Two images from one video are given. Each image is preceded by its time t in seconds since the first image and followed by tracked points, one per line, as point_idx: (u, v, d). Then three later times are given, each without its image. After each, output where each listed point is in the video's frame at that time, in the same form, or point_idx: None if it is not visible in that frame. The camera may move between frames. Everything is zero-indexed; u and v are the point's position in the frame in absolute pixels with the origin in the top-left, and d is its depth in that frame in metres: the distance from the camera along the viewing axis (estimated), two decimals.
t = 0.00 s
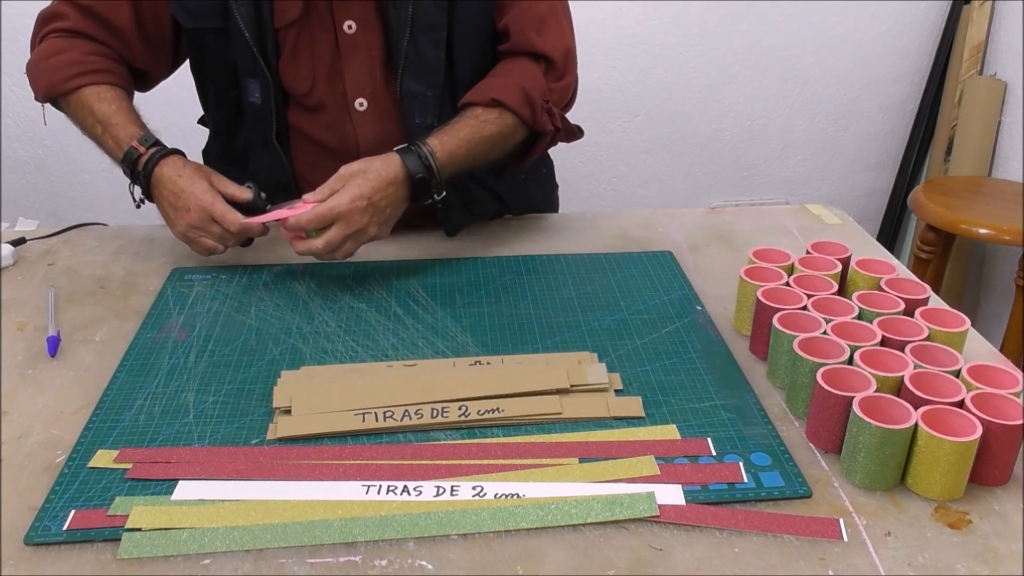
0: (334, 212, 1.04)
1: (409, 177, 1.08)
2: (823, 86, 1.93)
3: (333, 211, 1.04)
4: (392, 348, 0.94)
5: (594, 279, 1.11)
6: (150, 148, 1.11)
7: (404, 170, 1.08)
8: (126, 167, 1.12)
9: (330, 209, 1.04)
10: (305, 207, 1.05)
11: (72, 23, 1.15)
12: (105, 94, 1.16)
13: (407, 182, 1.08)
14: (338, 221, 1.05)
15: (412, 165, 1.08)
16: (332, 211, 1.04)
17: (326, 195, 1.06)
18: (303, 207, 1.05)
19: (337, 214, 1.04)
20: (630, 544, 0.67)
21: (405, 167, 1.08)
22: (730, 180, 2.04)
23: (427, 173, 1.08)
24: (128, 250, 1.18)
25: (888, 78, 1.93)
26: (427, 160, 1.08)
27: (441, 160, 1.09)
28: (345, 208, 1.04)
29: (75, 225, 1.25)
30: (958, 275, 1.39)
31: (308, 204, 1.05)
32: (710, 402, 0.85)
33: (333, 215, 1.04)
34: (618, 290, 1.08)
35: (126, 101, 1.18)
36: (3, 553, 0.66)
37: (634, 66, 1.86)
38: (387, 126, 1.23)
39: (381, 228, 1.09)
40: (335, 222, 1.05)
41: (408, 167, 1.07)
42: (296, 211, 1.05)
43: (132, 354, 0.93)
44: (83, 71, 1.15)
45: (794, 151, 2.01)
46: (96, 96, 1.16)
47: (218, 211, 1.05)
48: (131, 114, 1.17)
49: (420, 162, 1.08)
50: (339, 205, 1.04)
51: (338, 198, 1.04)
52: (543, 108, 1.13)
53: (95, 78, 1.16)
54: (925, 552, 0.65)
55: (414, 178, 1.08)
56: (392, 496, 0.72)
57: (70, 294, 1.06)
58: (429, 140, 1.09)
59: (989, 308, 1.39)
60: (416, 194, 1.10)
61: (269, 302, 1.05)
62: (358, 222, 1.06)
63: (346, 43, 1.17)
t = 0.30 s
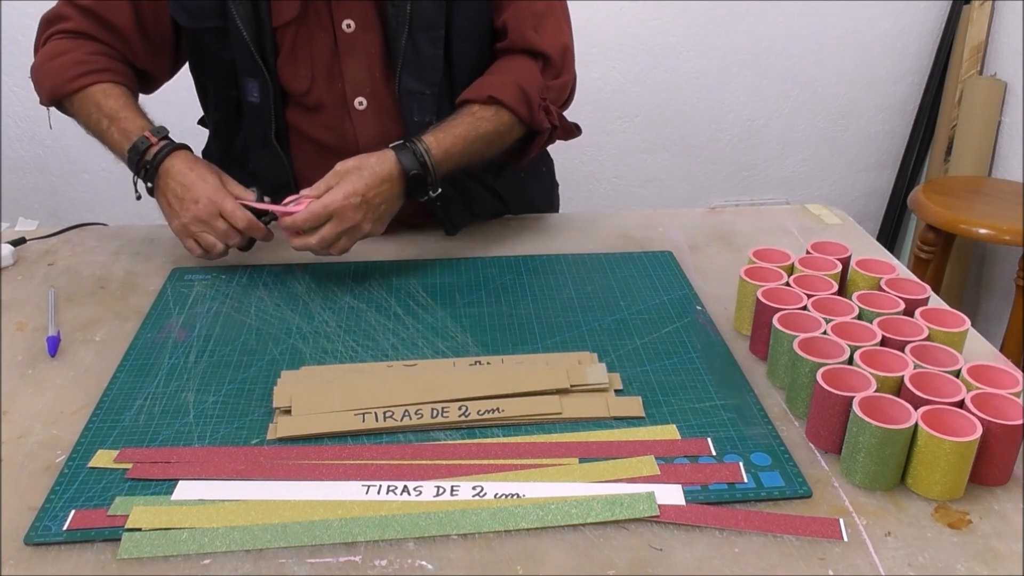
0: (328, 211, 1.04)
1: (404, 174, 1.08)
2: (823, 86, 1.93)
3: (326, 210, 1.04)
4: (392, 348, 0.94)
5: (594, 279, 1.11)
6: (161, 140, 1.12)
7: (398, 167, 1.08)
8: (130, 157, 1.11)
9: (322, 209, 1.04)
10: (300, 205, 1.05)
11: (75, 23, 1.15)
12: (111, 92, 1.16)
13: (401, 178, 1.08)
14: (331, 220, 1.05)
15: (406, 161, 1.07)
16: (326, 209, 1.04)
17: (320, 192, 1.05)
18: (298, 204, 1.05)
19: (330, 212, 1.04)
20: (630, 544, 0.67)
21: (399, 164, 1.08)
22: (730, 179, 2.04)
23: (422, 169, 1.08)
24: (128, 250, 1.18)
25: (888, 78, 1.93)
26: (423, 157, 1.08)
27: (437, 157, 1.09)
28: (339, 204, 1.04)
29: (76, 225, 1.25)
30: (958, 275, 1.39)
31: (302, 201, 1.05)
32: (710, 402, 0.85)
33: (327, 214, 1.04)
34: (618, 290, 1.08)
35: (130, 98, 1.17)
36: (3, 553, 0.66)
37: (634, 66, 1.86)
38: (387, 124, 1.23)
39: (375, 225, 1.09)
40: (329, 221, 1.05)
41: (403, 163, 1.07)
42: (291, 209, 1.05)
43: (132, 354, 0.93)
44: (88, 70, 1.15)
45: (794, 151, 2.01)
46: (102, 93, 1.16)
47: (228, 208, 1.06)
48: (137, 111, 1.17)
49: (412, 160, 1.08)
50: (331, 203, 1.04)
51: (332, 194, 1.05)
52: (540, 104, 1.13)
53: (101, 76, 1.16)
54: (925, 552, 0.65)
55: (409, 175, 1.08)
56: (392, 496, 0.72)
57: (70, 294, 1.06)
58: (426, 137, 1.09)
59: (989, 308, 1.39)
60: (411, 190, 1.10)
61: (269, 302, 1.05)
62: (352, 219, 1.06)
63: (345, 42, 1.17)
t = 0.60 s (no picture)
0: (328, 209, 1.04)
1: (403, 172, 1.08)
2: (823, 86, 1.93)
3: (326, 207, 1.04)
4: (392, 348, 0.94)
5: (594, 279, 1.11)
6: (168, 145, 1.12)
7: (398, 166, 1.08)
8: (135, 159, 1.11)
9: (322, 206, 1.04)
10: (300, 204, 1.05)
11: (79, 26, 1.15)
12: (116, 94, 1.16)
13: (400, 177, 1.08)
14: (331, 218, 1.05)
15: (405, 160, 1.08)
16: (326, 207, 1.04)
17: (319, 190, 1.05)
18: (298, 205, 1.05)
19: (331, 209, 1.04)
20: (630, 544, 0.67)
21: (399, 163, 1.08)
22: (730, 180, 2.04)
23: (421, 168, 1.08)
24: (128, 250, 1.18)
25: (888, 78, 1.94)
26: (421, 155, 1.08)
27: (436, 155, 1.09)
28: (339, 202, 1.04)
29: (75, 226, 1.25)
30: (957, 275, 1.39)
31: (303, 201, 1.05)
32: (710, 403, 0.85)
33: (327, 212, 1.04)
34: (618, 290, 1.08)
35: (136, 101, 1.18)
36: (3, 553, 0.66)
37: (634, 66, 1.86)
38: (386, 123, 1.23)
39: (375, 223, 1.09)
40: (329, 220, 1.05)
41: (403, 162, 1.07)
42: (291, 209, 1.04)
43: (132, 354, 0.93)
44: (93, 74, 1.15)
45: (794, 151, 2.01)
46: (108, 96, 1.16)
47: (224, 206, 1.06)
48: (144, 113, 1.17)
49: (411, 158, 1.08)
50: (332, 201, 1.04)
51: (331, 192, 1.05)
52: (539, 104, 1.13)
53: (106, 79, 1.16)
54: (925, 552, 0.65)
55: (408, 173, 1.08)
56: (392, 496, 0.72)
57: (70, 294, 1.06)
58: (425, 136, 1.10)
59: (989, 308, 1.39)
60: (411, 189, 1.10)
61: (269, 302, 1.05)
62: (352, 216, 1.06)
63: (345, 42, 1.17)
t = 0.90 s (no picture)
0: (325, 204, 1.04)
1: (400, 168, 1.08)
2: (823, 86, 1.93)
3: (322, 202, 1.04)
4: (392, 348, 0.94)
5: (594, 279, 1.11)
6: (172, 141, 1.12)
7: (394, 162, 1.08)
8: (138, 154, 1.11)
9: (319, 201, 1.04)
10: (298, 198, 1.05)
11: (82, 29, 1.16)
12: (120, 96, 1.16)
13: (397, 173, 1.08)
14: (328, 213, 1.05)
15: (403, 156, 1.07)
16: (323, 202, 1.04)
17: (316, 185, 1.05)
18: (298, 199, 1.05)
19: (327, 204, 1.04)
20: (630, 544, 0.67)
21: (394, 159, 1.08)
22: (730, 180, 2.03)
23: (418, 163, 1.08)
24: (128, 250, 1.18)
25: (888, 78, 1.94)
26: (419, 151, 1.08)
27: (434, 151, 1.09)
28: (336, 196, 1.04)
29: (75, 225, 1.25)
30: (958, 275, 1.39)
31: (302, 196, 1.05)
32: (710, 402, 0.85)
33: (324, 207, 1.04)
34: (618, 290, 1.08)
35: (140, 102, 1.18)
36: (3, 553, 0.66)
37: (634, 66, 1.86)
38: (386, 123, 1.23)
39: (370, 218, 1.09)
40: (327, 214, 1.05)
41: (399, 158, 1.07)
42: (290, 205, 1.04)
43: (132, 354, 0.93)
44: (97, 76, 1.16)
45: (794, 151, 2.01)
46: (113, 97, 1.16)
47: (231, 200, 1.06)
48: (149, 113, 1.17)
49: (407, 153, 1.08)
50: (328, 195, 1.04)
51: (327, 186, 1.05)
52: (537, 101, 1.13)
53: (110, 81, 1.17)
54: (925, 552, 0.65)
55: (405, 169, 1.07)
56: (392, 496, 0.72)
57: (70, 294, 1.06)
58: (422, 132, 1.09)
59: (989, 308, 1.39)
60: (407, 184, 1.09)
61: (269, 302, 1.05)
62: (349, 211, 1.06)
63: (344, 41, 1.17)
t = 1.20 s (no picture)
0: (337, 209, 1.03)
1: (409, 171, 1.08)
2: (823, 86, 1.93)
3: (335, 208, 1.03)
4: (392, 348, 0.94)
5: (594, 279, 1.11)
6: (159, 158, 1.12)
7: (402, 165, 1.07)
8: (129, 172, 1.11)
9: (332, 207, 1.03)
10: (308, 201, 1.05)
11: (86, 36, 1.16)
12: (120, 106, 1.17)
13: (406, 176, 1.08)
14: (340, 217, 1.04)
15: (411, 160, 1.07)
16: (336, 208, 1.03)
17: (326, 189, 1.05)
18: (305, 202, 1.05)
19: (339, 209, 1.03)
20: (630, 544, 0.67)
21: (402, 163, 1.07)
22: (730, 180, 2.03)
23: (426, 167, 1.08)
24: (128, 250, 1.18)
25: (888, 78, 1.94)
26: (427, 153, 1.08)
27: (440, 154, 1.09)
28: (348, 201, 1.04)
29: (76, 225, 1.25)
30: (958, 275, 1.39)
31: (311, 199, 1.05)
32: (710, 402, 0.85)
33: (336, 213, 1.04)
34: (618, 290, 1.08)
35: (139, 112, 1.18)
36: (3, 553, 0.66)
37: (634, 66, 1.86)
38: (386, 122, 1.22)
39: (379, 221, 1.09)
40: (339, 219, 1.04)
41: (408, 162, 1.07)
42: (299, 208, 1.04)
43: (132, 354, 0.93)
44: (98, 84, 1.16)
45: (794, 151, 2.01)
46: (111, 109, 1.16)
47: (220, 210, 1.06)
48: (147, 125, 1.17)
49: (417, 157, 1.07)
50: (340, 200, 1.03)
51: (338, 191, 1.04)
52: (541, 102, 1.13)
53: (112, 90, 1.17)
54: (925, 552, 0.65)
55: (414, 172, 1.07)
56: (392, 495, 0.72)
57: (70, 294, 1.06)
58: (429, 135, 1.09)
59: (989, 308, 1.39)
60: (414, 187, 1.09)
61: (269, 302, 1.05)
62: (361, 214, 1.06)
63: (344, 41, 1.17)
